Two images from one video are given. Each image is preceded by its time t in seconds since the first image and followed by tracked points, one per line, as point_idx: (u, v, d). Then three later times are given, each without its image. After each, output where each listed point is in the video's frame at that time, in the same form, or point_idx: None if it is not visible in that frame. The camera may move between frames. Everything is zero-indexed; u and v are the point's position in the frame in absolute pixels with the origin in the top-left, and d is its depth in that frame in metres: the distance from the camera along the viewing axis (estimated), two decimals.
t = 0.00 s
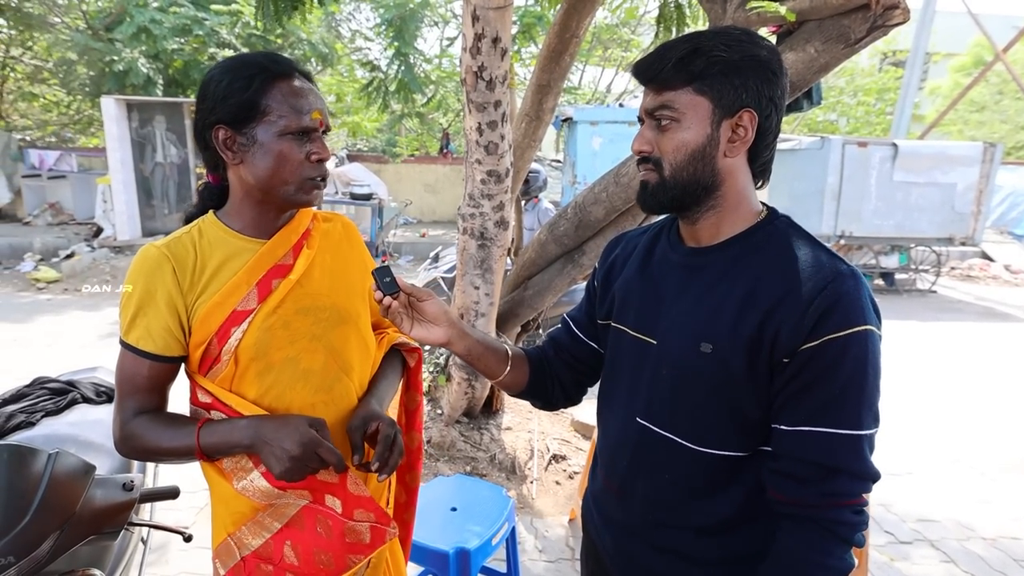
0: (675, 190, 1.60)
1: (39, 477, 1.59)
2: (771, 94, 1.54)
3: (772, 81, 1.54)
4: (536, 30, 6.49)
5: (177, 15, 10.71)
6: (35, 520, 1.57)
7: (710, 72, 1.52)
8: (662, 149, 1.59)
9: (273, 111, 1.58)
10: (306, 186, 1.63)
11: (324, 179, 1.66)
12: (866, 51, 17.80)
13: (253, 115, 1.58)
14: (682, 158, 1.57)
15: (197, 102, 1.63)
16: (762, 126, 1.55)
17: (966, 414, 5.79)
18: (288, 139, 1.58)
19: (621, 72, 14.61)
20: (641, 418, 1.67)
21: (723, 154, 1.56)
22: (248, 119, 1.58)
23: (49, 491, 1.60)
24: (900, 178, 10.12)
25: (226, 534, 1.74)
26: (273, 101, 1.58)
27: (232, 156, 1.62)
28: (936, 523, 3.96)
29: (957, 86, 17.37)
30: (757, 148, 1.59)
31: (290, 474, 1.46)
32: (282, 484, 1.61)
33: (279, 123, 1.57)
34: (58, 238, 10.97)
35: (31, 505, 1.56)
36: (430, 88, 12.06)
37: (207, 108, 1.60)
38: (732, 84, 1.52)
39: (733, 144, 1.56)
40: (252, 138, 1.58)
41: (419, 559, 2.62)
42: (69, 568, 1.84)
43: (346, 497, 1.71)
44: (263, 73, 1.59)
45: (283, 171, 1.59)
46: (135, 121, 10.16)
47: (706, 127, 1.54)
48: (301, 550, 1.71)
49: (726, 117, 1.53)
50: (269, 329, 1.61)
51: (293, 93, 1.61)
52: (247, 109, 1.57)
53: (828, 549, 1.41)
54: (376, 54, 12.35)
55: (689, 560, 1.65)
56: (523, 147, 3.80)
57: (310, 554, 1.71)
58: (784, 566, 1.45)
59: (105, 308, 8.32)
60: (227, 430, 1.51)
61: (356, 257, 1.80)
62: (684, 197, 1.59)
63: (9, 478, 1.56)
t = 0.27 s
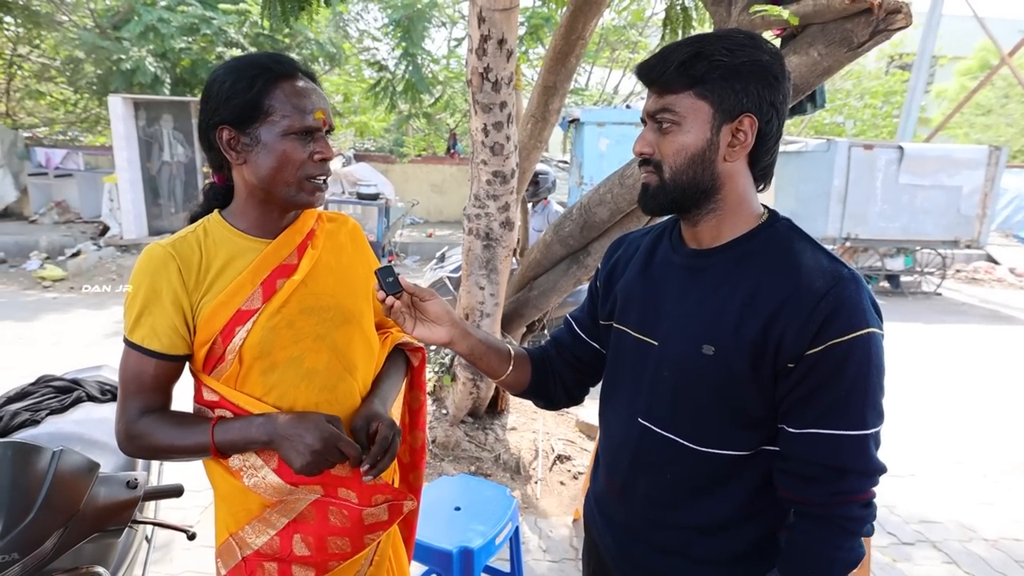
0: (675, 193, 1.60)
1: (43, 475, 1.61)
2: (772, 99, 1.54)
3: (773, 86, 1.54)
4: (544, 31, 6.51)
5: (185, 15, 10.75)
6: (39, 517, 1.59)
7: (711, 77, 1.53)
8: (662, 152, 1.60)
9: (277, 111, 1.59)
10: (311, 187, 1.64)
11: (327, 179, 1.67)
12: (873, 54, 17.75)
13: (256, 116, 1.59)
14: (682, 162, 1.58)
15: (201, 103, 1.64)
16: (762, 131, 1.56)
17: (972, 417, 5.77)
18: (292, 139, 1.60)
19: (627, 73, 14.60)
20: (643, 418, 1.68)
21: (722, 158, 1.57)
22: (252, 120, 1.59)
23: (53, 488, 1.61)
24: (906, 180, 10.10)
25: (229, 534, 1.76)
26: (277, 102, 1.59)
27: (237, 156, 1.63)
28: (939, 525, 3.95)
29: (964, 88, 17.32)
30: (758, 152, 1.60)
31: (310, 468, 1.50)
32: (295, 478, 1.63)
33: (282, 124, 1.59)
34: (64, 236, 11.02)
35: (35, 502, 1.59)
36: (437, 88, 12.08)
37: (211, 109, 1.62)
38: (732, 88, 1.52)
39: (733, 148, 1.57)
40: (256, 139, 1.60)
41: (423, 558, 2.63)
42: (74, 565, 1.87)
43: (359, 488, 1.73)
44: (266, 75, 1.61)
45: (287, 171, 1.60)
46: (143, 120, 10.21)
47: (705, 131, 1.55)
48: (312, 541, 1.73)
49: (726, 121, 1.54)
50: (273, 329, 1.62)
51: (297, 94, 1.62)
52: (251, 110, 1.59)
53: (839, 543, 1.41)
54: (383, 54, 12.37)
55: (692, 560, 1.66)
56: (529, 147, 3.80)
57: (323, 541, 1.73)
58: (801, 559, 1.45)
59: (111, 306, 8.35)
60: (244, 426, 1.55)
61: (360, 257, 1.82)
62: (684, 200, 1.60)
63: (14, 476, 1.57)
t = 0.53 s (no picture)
0: (687, 193, 1.60)
1: (52, 468, 1.64)
2: (782, 99, 1.56)
3: (782, 87, 1.56)
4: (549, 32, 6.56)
5: (192, 14, 10.79)
6: (47, 511, 1.60)
7: (724, 77, 1.54)
8: (674, 151, 1.61)
9: (284, 111, 1.60)
10: (318, 183, 1.65)
11: (333, 177, 1.68)
12: (879, 55, 17.67)
13: (265, 114, 1.60)
14: (695, 161, 1.59)
15: (211, 101, 1.65)
16: (772, 131, 1.57)
17: (976, 420, 5.74)
18: (299, 138, 1.61)
19: (632, 74, 14.60)
20: (646, 417, 1.69)
21: (734, 158, 1.58)
22: (262, 119, 1.61)
23: (62, 482, 1.64)
24: (912, 182, 10.07)
25: (235, 529, 1.77)
26: (285, 100, 1.61)
27: (245, 156, 1.65)
28: (942, 528, 3.95)
29: (971, 90, 17.25)
30: (767, 152, 1.61)
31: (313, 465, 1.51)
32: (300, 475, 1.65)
33: (289, 122, 1.60)
34: (71, 235, 11.08)
35: (44, 496, 1.61)
36: (442, 89, 12.10)
37: (221, 108, 1.63)
38: (745, 88, 1.53)
39: (745, 148, 1.57)
40: (264, 138, 1.61)
41: (426, 556, 2.64)
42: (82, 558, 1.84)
43: (363, 483, 1.76)
44: (273, 74, 1.62)
45: (296, 170, 1.62)
46: (150, 119, 10.27)
47: (718, 130, 1.56)
48: (315, 537, 1.74)
49: (738, 122, 1.55)
50: (280, 327, 1.64)
51: (304, 93, 1.63)
52: (260, 109, 1.60)
53: (838, 545, 1.41)
54: (388, 54, 12.41)
55: (692, 558, 1.67)
56: (534, 147, 3.81)
57: (326, 538, 1.75)
58: (801, 562, 1.46)
59: (117, 304, 8.39)
60: (251, 423, 1.56)
61: (366, 255, 1.84)
62: (694, 201, 1.60)
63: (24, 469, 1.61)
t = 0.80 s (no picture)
0: (687, 195, 1.61)
1: (56, 465, 1.65)
2: (785, 104, 1.55)
3: (786, 92, 1.55)
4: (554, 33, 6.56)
5: (198, 15, 10.82)
6: (51, 508, 1.62)
7: (725, 81, 1.54)
8: (674, 153, 1.61)
9: (280, 107, 1.61)
10: (319, 181, 1.66)
11: (334, 172, 1.69)
12: (885, 56, 17.62)
13: (263, 113, 1.62)
14: (694, 164, 1.59)
15: (212, 102, 1.66)
16: (773, 137, 1.57)
17: (980, 423, 5.72)
18: (296, 134, 1.62)
19: (637, 76, 14.60)
20: (647, 416, 1.69)
21: (734, 162, 1.58)
22: (261, 118, 1.62)
23: (66, 478, 1.65)
24: (917, 184, 10.04)
25: (234, 525, 1.78)
26: (281, 98, 1.62)
27: (247, 156, 1.66)
28: (945, 531, 3.94)
29: (977, 93, 17.21)
30: (769, 157, 1.61)
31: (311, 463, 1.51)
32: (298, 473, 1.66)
33: (285, 118, 1.61)
34: (77, 233, 11.13)
35: (48, 493, 1.62)
36: (448, 90, 12.10)
37: (221, 108, 1.65)
38: (747, 94, 1.53)
39: (744, 152, 1.58)
40: (262, 135, 1.62)
41: (427, 555, 2.65)
42: (85, 554, 1.86)
43: (361, 484, 1.77)
44: (267, 72, 1.63)
45: (295, 167, 1.62)
46: (156, 119, 10.33)
47: (718, 134, 1.56)
48: (312, 537, 1.75)
49: (738, 126, 1.55)
50: (282, 324, 1.64)
51: (302, 91, 1.64)
52: (257, 108, 1.62)
53: (834, 545, 1.42)
54: (393, 55, 12.42)
55: (692, 557, 1.67)
56: (537, 148, 3.81)
57: (322, 539, 1.75)
58: (797, 565, 1.46)
59: (123, 303, 8.43)
60: (252, 419, 1.57)
61: (369, 253, 1.84)
62: (694, 202, 1.61)
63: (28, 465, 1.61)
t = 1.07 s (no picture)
0: (687, 197, 1.64)
1: (61, 463, 1.68)
2: (787, 107, 1.57)
3: (788, 95, 1.57)
4: (557, 36, 6.76)
5: (206, 18, 10.82)
6: (56, 505, 1.65)
7: (727, 84, 1.56)
8: (676, 155, 1.64)
9: (279, 109, 1.64)
10: (320, 181, 1.68)
11: (335, 172, 1.71)
12: (889, 58, 17.62)
13: (263, 114, 1.65)
14: (695, 166, 1.62)
15: (217, 104, 1.70)
16: (775, 139, 1.59)
17: (982, 424, 5.72)
18: (294, 135, 1.65)
19: (641, 78, 14.64)
20: (648, 417, 1.72)
21: (734, 164, 1.60)
22: (262, 120, 1.65)
23: (71, 476, 1.68)
24: (920, 187, 10.04)
25: (238, 521, 1.81)
26: (280, 99, 1.65)
27: (249, 158, 1.70)
28: (946, 533, 3.94)
29: (981, 95, 17.19)
30: (770, 159, 1.63)
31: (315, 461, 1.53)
32: (300, 471, 1.68)
33: (285, 120, 1.64)
34: (85, 234, 11.22)
35: (53, 490, 1.65)
36: (452, 92, 12.14)
37: (224, 110, 1.68)
38: (749, 96, 1.55)
39: (745, 155, 1.60)
40: (263, 138, 1.66)
41: (429, 554, 2.67)
42: (90, 550, 1.91)
43: (364, 479, 1.78)
44: (266, 74, 1.66)
45: (296, 167, 1.65)
46: (163, 121, 10.42)
47: (719, 136, 1.58)
48: (315, 533, 1.78)
49: (739, 129, 1.57)
50: (286, 323, 1.68)
51: (301, 92, 1.67)
52: (258, 109, 1.65)
53: (833, 545, 1.44)
54: (398, 57, 12.49)
55: (691, 556, 1.69)
56: (540, 150, 3.84)
57: (326, 534, 1.78)
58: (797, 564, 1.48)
59: (130, 303, 8.49)
60: (253, 416, 1.58)
61: (371, 254, 1.87)
62: (693, 204, 1.63)
63: (33, 463, 1.64)
